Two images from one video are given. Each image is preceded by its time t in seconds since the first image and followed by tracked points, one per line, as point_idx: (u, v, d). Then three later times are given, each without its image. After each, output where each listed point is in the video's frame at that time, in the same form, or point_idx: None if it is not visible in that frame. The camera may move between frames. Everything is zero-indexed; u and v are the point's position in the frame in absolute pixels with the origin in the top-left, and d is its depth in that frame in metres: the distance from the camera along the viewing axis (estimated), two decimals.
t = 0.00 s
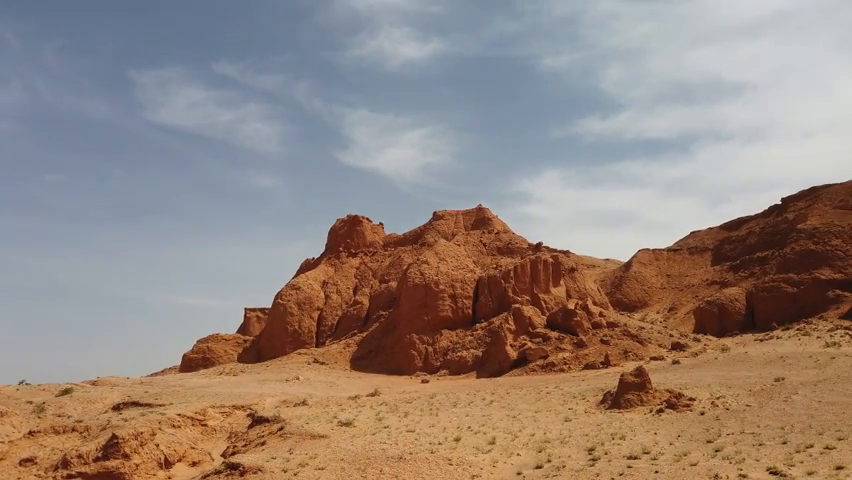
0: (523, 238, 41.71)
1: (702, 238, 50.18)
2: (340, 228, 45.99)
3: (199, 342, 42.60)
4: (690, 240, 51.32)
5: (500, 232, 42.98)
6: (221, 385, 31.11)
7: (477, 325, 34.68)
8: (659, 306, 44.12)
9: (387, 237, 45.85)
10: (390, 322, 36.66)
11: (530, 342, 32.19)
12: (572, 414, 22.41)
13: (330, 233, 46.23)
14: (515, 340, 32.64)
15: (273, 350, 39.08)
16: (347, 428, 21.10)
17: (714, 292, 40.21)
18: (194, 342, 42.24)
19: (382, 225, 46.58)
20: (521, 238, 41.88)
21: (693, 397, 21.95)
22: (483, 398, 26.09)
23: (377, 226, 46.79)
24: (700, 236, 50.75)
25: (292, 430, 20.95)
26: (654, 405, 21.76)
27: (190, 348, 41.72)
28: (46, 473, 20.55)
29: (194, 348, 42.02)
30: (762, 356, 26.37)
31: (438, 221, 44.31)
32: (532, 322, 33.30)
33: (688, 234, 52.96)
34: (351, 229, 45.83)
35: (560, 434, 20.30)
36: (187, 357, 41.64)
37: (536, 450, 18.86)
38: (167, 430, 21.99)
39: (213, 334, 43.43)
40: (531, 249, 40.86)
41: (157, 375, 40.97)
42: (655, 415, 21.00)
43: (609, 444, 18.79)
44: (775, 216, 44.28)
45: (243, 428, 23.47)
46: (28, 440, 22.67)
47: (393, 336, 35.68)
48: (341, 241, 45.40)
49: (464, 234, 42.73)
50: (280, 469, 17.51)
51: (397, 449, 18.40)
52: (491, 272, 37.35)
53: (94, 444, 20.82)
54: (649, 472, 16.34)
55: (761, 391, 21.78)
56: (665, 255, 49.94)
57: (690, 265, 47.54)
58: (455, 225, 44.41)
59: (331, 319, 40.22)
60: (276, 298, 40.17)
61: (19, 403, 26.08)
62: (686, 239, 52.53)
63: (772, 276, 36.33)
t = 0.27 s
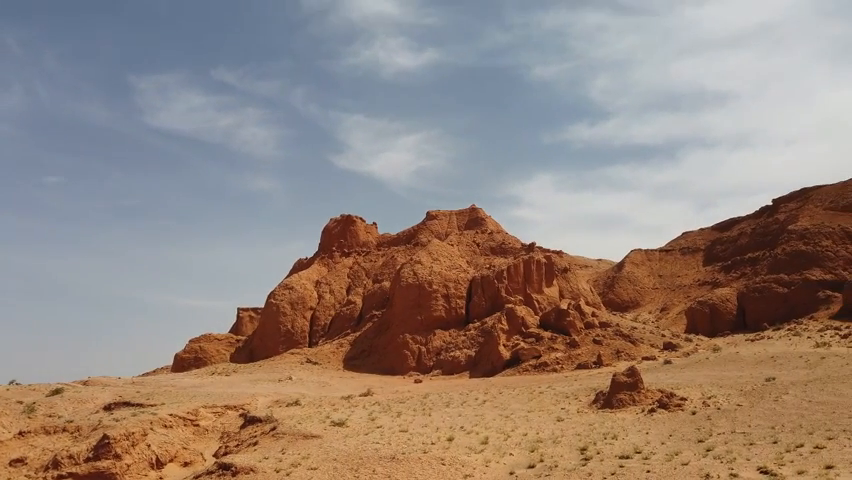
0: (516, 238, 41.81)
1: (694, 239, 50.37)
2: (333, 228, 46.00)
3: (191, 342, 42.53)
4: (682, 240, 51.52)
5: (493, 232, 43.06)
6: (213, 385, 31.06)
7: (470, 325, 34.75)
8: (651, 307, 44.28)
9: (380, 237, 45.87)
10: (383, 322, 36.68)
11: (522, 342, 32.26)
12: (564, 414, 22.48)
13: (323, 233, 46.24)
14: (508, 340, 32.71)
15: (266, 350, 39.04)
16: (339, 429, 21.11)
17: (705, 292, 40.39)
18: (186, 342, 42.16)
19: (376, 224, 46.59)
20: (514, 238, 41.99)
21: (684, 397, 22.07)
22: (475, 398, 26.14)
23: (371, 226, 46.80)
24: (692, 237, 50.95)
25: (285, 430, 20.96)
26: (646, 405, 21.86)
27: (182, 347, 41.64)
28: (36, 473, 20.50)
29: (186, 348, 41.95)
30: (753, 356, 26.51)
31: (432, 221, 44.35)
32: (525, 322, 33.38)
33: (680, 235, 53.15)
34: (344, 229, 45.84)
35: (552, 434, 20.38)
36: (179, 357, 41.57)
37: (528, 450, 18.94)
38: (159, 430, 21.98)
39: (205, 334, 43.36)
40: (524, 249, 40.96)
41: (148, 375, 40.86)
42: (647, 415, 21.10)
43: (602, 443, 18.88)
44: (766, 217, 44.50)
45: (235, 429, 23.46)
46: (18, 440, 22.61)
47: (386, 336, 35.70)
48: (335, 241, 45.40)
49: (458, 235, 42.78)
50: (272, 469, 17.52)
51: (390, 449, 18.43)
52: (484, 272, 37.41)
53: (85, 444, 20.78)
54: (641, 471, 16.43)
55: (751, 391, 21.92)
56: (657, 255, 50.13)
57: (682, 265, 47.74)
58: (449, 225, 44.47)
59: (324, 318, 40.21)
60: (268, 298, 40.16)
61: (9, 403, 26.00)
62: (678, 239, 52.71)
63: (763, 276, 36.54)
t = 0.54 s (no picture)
0: (510, 238, 41.88)
1: (686, 238, 50.54)
2: (327, 226, 46.01)
3: (184, 341, 42.43)
4: (674, 240, 51.68)
5: (486, 231, 43.11)
6: (205, 385, 31.01)
7: (463, 325, 34.79)
8: (643, 306, 44.40)
9: (374, 236, 45.86)
10: (376, 322, 36.67)
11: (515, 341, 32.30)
12: (557, 413, 22.54)
13: (316, 232, 46.22)
14: (501, 340, 32.74)
15: (258, 350, 39.00)
16: (332, 428, 21.10)
17: (697, 292, 40.55)
18: (179, 341, 42.07)
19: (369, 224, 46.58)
20: (507, 238, 42.05)
21: (676, 395, 22.17)
22: (468, 397, 26.17)
23: (364, 225, 46.79)
24: (684, 237, 51.12)
25: (277, 429, 20.95)
26: (638, 404, 21.94)
27: (174, 347, 41.55)
28: (27, 473, 20.44)
29: (179, 347, 41.86)
30: (744, 355, 26.62)
31: (425, 220, 44.37)
32: (518, 321, 33.43)
33: (672, 234, 53.32)
34: (338, 228, 45.83)
35: (545, 433, 20.43)
36: (171, 356, 41.47)
37: (521, 449, 18.99)
38: (150, 430, 21.94)
39: (197, 333, 43.28)
40: (517, 248, 41.04)
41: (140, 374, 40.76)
42: (639, 414, 21.17)
43: (594, 442, 18.94)
44: (758, 217, 44.70)
45: (227, 428, 23.43)
46: (8, 440, 22.55)
47: (379, 336, 35.70)
48: (328, 240, 45.38)
49: (451, 234, 42.82)
50: (264, 469, 17.51)
51: (382, 448, 18.43)
52: (477, 272, 37.44)
53: (76, 444, 20.73)
54: (633, 470, 16.50)
55: (743, 390, 22.01)
56: (649, 255, 50.29)
57: (674, 265, 47.90)
58: (442, 224, 44.49)
59: (317, 317, 40.17)
60: (261, 297, 40.14)
61: None
62: (670, 239, 52.87)
63: (754, 276, 36.70)
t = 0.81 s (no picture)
0: (502, 238, 41.99)
1: (677, 240, 50.79)
2: (319, 226, 46.02)
3: (175, 341, 42.36)
4: (665, 241, 51.94)
5: (479, 232, 43.21)
6: (197, 385, 30.97)
7: (455, 325, 34.86)
8: (634, 307, 44.58)
9: (366, 237, 45.89)
10: (368, 322, 36.70)
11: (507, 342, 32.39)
12: (549, 413, 22.63)
13: (309, 232, 46.22)
14: (493, 340, 32.82)
15: (250, 350, 38.95)
16: (324, 428, 21.13)
17: (688, 293, 40.75)
18: (170, 341, 42.00)
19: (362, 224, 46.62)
20: (500, 238, 42.17)
21: (667, 396, 22.30)
22: (460, 398, 26.23)
23: (357, 225, 46.82)
24: (675, 238, 51.38)
25: (269, 430, 20.97)
26: (629, 404, 22.05)
27: (165, 347, 41.48)
28: (16, 474, 20.40)
29: (170, 347, 41.79)
30: (734, 355, 26.80)
31: (418, 221, 44.43)
32: (510, 322, 33.53)
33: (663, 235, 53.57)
34: (330, 228, 45.85)
35: (537, 433, 20.52)
36: (162, 356, 41.41)
37: (513, 449, 19.07)
38: (141, 430, 21.91)
39: (188, 333, 43.21)
40: (509, 249, 41.15)
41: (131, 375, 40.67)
42: (630, 414, 21.28)
43: (585, 442, 19.04)
44: (748, 219, 44.97)
45: (218, 428, 23.43)
46: None
47: (371, 336, 35.73)
48: (320, 240, 45.39)
49: (444, 234, 42.90)
50: (256, 470, 17.53)
51: (374, 449, 18.48)
52: (469, 272, 37.52)
53: (66, 445, 20.69)
54: (624, 470, 16.59)
55: (733, 390, 22.16)
56: (640, 256, 50.52)
57: (665, 266, 48.13)
58: (435, 225, 44.56)
59: (309, 318, 40.17)
60: (253, 296, 40.13)
61: None
62: (661, 240, 53.12)
63: (744, 277, 36.92)
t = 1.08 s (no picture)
0: (496, 239, 42.08)
1: (669, 240, 50.99)
2: (313, 226, 45.99)
3: (167, 341, 42.28)
4: (658, 241, 52.16)
5: (473, 232, 43.28)
6: (189, 385, 30.93)
7: (449, 325, 34.91)
8: (627, 307, 44.71)
9: (360, 237, 45.90)
10: (362, 322, 36.71)
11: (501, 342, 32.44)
12: (542, 413, 22.69)
13: (303, 232, 46.19)
14: (487, 340, 32.86)
15: (243, 350, 38.91)
16: (317, 428, 21.15)
17: (681, 293, 40.90)
18: (162, 341, 41.93)
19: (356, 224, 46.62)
20: (493, 238, 42.26)
21: (659, 396, 22.40)
22: (453, 398, 26.27)
23: (351, 225, 46.82)
24: (668, 238, 51.60)
25: (262, 430, 20.97)
26: (622, 404, 22.13)
27: (158, 347, 41.41)
28: (6, 474, 20.34)
29: (162, 347, 41.72)
30: (726, 356, 26.93)
31: (411, 221, 44.46)
32: (504, 322, 33.60)
33: (656, 235, 53.78)
34: (324, 228, 45.83)
35: (530, 433, 20.58)
36: (154, 356, 41.34)
37: (506, 449, 19.13)
38: (133, 430, 21.88)
39: (181, 333, 43.14)
40: (503, 249, 41.22)
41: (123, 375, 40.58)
42: (622, 414, 21.35)
43: (578, 442, 19.09)
44: (740, 220, 45.16)
45: (211, 429, 23.40)
46: None
47: (365, 336, 35.73)
48: (314, 240, 45.36)
49: (438, 235, 42.95)
50: (248, 470, 17.52)
51: (367, 449, 18.50)
52: (463, 272, 37.58)
53: (57, 445, 20.64)
54: (616, 470, 16.65)
55: (725, 390, 22.27)
56: (633, 256, 50.68)
57: (658, 266, 48.30)
58: (429, 225, 44.61)
59: (302, 318, 40.14)
60: (246, 296, 40.10)
61: None
62: (654, 240, 53.33)
63: (736, 277, 37.08)
